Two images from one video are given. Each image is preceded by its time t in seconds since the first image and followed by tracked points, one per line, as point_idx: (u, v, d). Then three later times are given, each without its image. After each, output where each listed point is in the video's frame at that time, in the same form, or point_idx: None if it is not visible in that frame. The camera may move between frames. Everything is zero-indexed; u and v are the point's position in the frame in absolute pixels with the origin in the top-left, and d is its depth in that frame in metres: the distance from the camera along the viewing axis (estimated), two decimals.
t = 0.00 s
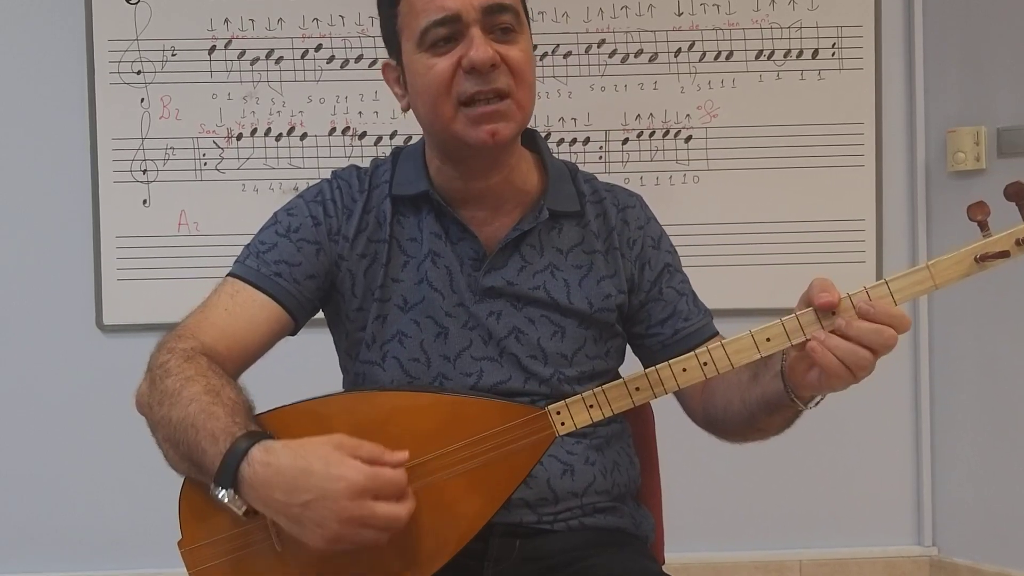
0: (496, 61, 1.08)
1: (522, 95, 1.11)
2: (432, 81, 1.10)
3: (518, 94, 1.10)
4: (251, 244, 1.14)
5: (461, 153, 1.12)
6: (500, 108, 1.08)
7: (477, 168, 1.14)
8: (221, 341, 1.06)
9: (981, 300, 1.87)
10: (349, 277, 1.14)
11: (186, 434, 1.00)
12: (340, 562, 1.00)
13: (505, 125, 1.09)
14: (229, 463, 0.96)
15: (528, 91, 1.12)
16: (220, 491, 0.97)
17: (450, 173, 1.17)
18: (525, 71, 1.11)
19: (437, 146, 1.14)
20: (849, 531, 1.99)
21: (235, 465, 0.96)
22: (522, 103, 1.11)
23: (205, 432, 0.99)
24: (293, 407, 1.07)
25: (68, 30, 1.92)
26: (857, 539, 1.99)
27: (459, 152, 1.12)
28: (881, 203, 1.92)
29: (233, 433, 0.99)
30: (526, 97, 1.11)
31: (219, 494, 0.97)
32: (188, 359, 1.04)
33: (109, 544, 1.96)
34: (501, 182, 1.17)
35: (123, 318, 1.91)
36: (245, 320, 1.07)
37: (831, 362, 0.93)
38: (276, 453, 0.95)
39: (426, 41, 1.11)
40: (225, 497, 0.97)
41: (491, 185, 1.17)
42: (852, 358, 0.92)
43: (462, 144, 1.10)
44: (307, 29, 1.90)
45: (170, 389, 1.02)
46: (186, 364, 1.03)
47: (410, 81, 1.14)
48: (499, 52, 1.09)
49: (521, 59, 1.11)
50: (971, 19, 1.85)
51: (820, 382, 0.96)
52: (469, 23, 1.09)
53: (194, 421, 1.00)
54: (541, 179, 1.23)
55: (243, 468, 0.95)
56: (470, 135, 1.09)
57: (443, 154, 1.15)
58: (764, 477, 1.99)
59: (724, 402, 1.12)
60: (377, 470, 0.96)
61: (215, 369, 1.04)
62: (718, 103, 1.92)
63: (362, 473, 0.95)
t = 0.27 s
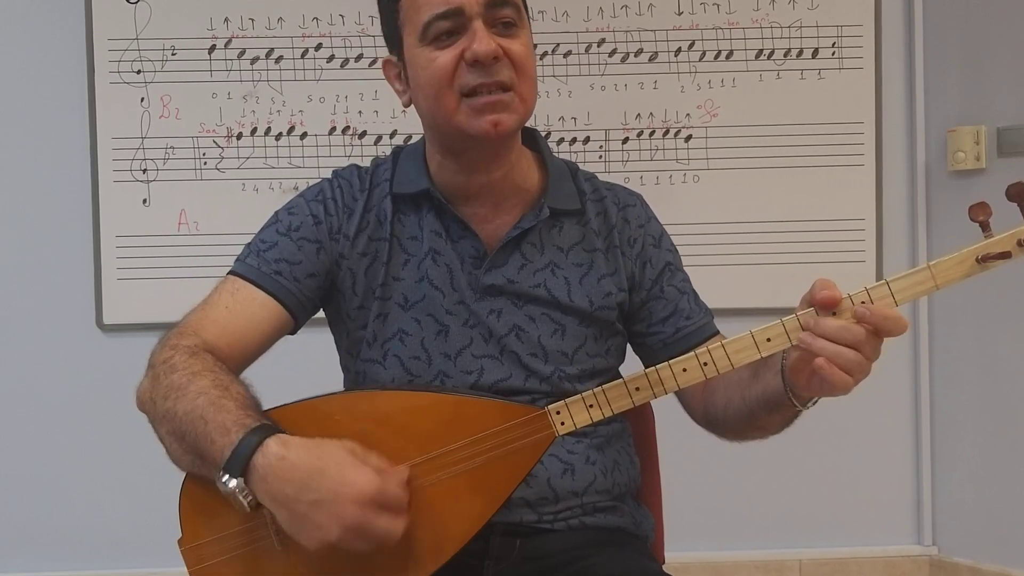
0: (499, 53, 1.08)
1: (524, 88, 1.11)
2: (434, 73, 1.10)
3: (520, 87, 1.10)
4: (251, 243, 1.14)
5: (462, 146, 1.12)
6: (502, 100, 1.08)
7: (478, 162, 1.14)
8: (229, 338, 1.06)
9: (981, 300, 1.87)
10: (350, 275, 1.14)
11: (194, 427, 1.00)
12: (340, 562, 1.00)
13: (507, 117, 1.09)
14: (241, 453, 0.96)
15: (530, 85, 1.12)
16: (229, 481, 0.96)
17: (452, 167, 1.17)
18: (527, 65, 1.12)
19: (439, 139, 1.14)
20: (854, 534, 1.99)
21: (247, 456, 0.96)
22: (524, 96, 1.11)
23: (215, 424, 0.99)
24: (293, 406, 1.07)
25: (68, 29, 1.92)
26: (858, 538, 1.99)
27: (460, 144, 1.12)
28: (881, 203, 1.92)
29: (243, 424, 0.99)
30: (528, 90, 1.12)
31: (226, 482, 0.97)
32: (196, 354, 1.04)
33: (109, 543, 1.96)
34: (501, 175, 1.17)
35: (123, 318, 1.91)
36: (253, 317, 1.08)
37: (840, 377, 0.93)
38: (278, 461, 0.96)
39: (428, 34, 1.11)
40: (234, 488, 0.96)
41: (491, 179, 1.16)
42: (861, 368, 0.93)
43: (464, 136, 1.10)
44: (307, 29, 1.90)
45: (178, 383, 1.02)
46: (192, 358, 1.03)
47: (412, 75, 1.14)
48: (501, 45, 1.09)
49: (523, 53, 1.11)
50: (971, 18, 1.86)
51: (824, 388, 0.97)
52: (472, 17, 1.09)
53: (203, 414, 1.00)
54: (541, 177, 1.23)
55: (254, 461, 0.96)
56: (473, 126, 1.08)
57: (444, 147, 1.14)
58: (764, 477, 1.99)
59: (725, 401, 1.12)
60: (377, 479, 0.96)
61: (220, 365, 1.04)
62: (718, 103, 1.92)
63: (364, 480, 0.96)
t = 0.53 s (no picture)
0: (498, 49, 1.08)
1: (523, 84, 1.11)
2: (433, 69, 1.10)
3: (518, 84, 1.10)
4: (251, 243, 1.14)
5: (461, 143, 1.12)
6: (500, 97, 1.08)
7: (477, 159, 1.14)
8: (224, 339, 1.06)
9: (981, 300, 1.87)
10: (349, 274, 1.14)
11: (189, 430, 1.00)
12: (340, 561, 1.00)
13: (506, 113, 1.09)
14: (233, 459, 0.96)
15: (529, 82, 1.12)
16: (222, 488, 0.97)
17: (451, 164, 1.17)
18: (526, 62, 1.12)
19: (437, 135, 1.14)
20: (852, 532, 1.99)
21: (238, 460, 0.96)
22: (523, 93, 1.11)
23: (208, 428, 0.99)
24: (292, 406, 1.07)
25: (68, 29, 1.92)
26: (857, 538, 1.99)
27: (458, 141, 1.12)
28: (881, 202, 1.92)
29: (236, 429, 0.99)
30: (526, 87, 1.12)
31: (217, 488, 0.97)
32: (191, 356, 1.04)
33: (109, 543, 1.96)
34: (500, 173, 1.17)
35: (123, 318, 1.91)
36: (248, 317, 1.07)
37: (845, 377, 0.93)
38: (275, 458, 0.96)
39: (428, 30, 1.11)
40: (224, 493, 0.97)
41: (490, 176, 1.16)
42: (864, 366, 0.93)
43: (462, 133, 1.10)
44: (307, 29, 1.90)
45: (173, 386, 1.02)
46: (187, 361, 1.03)
47: (411, 71, 1.14)
48: (500, 41, 1.09)
49: (522, 49, 1.11)
50: (971, 18, 1.86)
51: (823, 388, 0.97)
52: (471, 13, 1.09)
53: (197, 417, 1.00)
54: (541, 176, 1.23)
55: (246, 466, 0.96)
56: (470, 123, 1.08)
57: (443, 144, 1.15)
58: (764, 476, 1.99)
59: (723, 401, 1.12)
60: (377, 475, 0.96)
61: (216, 366, 1.04)
62: (718, 102, 1.92)
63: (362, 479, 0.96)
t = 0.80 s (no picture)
0: (494, 48, 1.08)
1: (520, 83, 1.11)
2: (430, 68, 1.10)
3: (515, 82, 1.10)
4: (251, 243, 1.14)
5: (459, 142, 1.12)
6: (497, 96, 1.08)
7: (476, 159, 1.14)
8: (224, 339, 1.06)
9: (981, 299, 1.86)
10: (349, 274, 1.14)
11: (190, 429, 1.00)
12: (339, 561, 1.00)
13: (503, 112, 1.09)
14: (234, 456, 0.96)
15: (526, 81, 1.12)
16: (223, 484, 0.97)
17: (449, 163, 1.17)
18: (523, 61, 1.12)
19: (435, 135, 1.14)
20: (852, 532, 1.99)
21: (240, 457, 0.96)
22: (520, 92, 1.11)
23: (209, 427, 0.99)
24: (291, 406, 1.07)
25: (68, 29, 1.92)
26: (857, 538, 1.99)
27: (456, 140, 1.12)
28: (881, 202, 1.92)
29: (237, 427, 0.99)
30: (524, 86, 1.12)
31: (218, 484, 0.97)
32: (192, 355, 1.04)
33: (109, 543, 1.96)
34: (498, 172, 1.17)
35: (124, 318, 1.91)
36: (248, 316, 1.07)
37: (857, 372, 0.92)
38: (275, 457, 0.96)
39: (425, 29, 1.11)
40: (225, 490, 0.97)
41: (487, 175, 1.16)
42: (869, 360, 0.93)
43: (459, 132, 1.10)
44: (307, 29, 1.90)
45: (174, 384, 1.02)
46: (188, 360, 1.03)
47: (409, 71, 1.14)
48: (497, 40, 1.09)
49: (519, 48, 1.11)
50: (971, 18, 1.85)
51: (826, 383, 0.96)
52: (468, 12, 1.09)
53: (198, 416, 1.00)
54: (540, 176, 1.23)
55: (246, 462, 0.96)
56: (467, 122, 1.09)
57: (441, 143, 1.15)
58: (763, 477, 1.99)
59: (715, 404, 1.12)
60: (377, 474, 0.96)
61: (217, 366, 1.04)
62: (718, 102, 1.92)
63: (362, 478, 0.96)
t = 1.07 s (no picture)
0: (484, 50, 1.08)
1: (512, 83, 1.11)
2: (422, 71, 1.11)
3: (508, 83, 1.10)
4: (251, 244, 1.14)
5: (454, 144, 1.12)
6: (489, 96, 1.08)
7: (472, 160, 1.14)
8: (223, 339, 1.06)
9: (981, 300, 1.87)
10: (349, 275, 1.14)
11: (189, 429, 1.00)
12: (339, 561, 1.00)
13: (495, 113, 1.08)
14: (232, 456, 0.96)
15: (519, 80, 1.12)
16: (223, 486, 0.97)
17: (446, 165, 1.17)
18: (516, 61, 1.11)
19: (431, 137, 1.14)
20: (852, 532, 1.99)
21: (238, 458, 0.96)
22: (513, 92, 1.11)
23: (209, 427, 0.99)
24: (292, 407, 1.07)
25: (68, 29, 1.92)
26: (857, 538, 1.99)
27: (451, 141, 1.12)
28: (881, 202, 1.92)
29: (235, 426, 0.99)
30: (517, 86, 1.11)
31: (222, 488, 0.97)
32: (191, 355, 1.04)
33: (109, 543, 1.96)
34: (495, 172, 1.16)
35: (124, 318, 1.91)
36: (247, 316, 1.07)
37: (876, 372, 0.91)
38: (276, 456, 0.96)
39: (416, 32, 1.11)
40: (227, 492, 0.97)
41: (485, 176, 1.16)
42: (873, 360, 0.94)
43: (454, 134, 1.10)
44: (307, 29, 1.90)
45: (173, 385, 1.02)
46: (187, 360, 1.03)
47: (403, 74, 1.15)
48: (487, 42, 1.09)
49: (511, 49, 1.11)
50: (971, 18, 1.85)
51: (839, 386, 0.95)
52: (458, 14, 1.09)
53: (197, 416, 1.00)
54: (539, 177, 1.23)
55: (245, 462, 0.96)
56: (461, 123, 1.09)
57: (437, 145, 1.15)
58: (763, 477, 1.99)
59: (717, 406, 1.12)
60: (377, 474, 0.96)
61: (216, 366, 1.04)
62: (718, 103, 1.92)
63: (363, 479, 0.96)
